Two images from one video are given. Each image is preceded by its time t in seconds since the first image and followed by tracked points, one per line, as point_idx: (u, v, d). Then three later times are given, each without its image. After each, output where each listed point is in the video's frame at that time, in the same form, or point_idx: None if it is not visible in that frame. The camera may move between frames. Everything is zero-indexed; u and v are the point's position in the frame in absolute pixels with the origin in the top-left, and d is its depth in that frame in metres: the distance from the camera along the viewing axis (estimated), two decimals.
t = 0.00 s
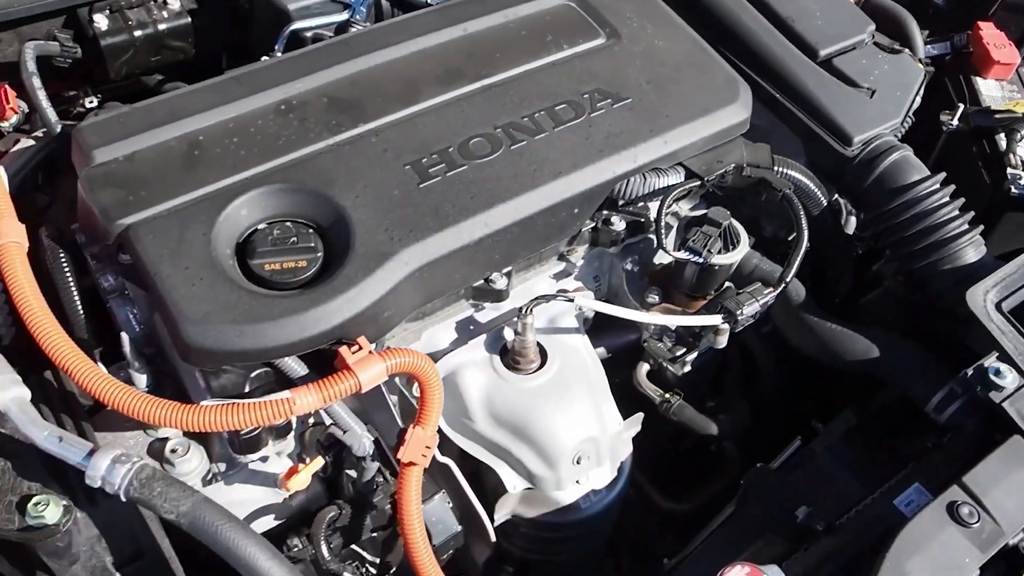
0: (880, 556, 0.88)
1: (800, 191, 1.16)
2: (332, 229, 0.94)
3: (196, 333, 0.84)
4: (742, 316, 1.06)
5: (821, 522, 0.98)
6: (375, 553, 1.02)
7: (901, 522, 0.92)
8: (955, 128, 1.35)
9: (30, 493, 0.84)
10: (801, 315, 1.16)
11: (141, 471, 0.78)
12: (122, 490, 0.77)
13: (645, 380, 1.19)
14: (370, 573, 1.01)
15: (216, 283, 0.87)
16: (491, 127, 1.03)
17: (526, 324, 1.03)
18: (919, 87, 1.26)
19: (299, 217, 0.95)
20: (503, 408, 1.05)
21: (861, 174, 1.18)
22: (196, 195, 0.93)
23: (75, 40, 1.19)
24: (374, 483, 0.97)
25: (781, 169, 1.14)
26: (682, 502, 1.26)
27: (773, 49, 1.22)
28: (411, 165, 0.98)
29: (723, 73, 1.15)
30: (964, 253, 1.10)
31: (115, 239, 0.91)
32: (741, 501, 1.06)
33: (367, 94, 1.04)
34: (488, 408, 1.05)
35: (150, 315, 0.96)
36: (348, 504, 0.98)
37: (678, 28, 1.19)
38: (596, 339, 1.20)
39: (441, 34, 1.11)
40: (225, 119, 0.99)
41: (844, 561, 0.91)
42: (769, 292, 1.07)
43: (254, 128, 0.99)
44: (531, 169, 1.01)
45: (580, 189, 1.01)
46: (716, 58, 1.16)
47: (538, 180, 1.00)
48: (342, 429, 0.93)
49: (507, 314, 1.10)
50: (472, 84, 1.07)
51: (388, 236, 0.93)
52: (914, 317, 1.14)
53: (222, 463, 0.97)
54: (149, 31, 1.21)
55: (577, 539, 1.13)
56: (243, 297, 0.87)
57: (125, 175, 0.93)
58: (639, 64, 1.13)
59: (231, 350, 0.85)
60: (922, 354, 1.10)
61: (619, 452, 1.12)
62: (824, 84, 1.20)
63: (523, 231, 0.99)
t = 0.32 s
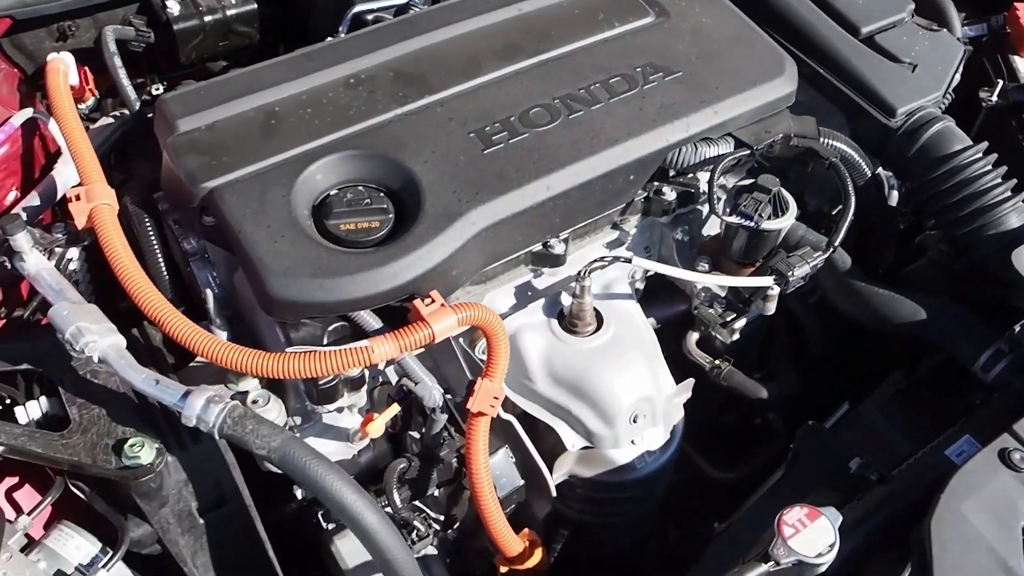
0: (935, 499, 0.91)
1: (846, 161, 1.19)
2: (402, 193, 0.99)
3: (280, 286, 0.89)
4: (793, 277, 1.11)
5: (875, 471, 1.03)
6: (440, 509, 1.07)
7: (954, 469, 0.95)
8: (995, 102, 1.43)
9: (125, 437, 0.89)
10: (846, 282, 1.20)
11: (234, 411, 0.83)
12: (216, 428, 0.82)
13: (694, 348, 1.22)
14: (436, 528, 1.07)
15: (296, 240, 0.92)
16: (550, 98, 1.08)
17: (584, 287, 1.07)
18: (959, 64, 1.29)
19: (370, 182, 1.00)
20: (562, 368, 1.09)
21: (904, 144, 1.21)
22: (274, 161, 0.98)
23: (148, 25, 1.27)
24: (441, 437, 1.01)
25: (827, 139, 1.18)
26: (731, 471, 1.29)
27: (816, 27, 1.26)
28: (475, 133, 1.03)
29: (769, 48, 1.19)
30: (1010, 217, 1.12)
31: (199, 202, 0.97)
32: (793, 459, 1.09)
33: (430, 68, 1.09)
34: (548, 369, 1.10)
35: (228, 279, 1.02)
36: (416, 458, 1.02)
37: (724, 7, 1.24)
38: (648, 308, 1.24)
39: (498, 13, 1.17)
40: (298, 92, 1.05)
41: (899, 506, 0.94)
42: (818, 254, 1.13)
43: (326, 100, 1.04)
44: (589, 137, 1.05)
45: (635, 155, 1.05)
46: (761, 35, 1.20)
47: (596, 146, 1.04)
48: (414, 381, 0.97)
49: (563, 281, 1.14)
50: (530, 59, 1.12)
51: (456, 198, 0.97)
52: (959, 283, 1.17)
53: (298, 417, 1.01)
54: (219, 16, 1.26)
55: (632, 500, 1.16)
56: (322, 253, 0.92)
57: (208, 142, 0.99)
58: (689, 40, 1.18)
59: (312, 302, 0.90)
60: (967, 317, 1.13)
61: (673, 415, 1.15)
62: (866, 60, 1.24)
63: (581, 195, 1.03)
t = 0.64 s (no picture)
0: (956, 475, 0.92)
1: (865, 151, 1.20)
2: (429, 179, 1.02)
3: (312, 267, 0.92)
4: (813, 262, 1.13)
5: (897, 450, 1.02)
6: (466, 495, 1.09)
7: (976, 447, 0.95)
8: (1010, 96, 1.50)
9: (161, 415, 0.91)
10: (867, 268, 1.22)
11: (267, 384, 0.85)
12: (250, 402, 0.84)
13: (715, 337, 1.23)
14: (462, 514, 1.09)
15: (327, 223, 0.95)
16: (572, 88, 1.10)
17: (606, 273, 1.08)
18: (975, 56, 1.31)
19: (397, 169, 1.03)
20: (586, 353, 1.10)
21: (922, 132, 1.23)
22: (305, 149, 1.01)
23: (179, 25, 1.30)
24: (468, 419, 1.02)
25: (846, 129, 1.20)
26: (753, 460, 1.30)
27: (833, 21, 1.28)
28: (500, 122, 1.06)
29: (786, 40, 1.21)
30: None
31: (232, 189, 1.00)
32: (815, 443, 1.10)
33: (455, 60, 1.12)
34: (572, 355, 1.11)
35: (259, 265, 1.05)
36: (443, 440, 1.04)
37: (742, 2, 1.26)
38: (669, 297, 1.25)
39: (521, 8, 1.20)
40: (328, 84, 1.08)
41: (921, 484, 0.95)
42: (839, 239, 1.15)
43: (354, 91, 1.07)
44: (611, 124, 1.07)
45: (656, 143, 1.08)
46: (778, 28, 1.23)
47: (618, 134, 1.06)
48: (442, 360, 0.99)
49: (586, 269, 1.16)
50: (552, 52, 1.14)
51: (482, 183, 1.00)
52: (978, 270, 1.18)
53: (327, 400, 1.03)
54: (248, 17, 1.30)
55: (657, 487, 1.16)
56: (352, 236, 0.94)
57: (240, 131, 1.02)
58: (708, 33, 1.20)
59: (343, 282, 0.92)
60: (987, 302, 1.14)
61: (696, 403, 1.16)
62: (883, 53, 1.26)
63: (604, 181, 1.06)
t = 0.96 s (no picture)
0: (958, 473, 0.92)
1: (860, 159, 1.22)
2: (428, 186, 1.03)
3: (313, 271, 0.93)
4: (811, 266, 1.14)
5: (898, 452, 1.03)
6: (467, 503, 1.09)
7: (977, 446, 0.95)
8: (1004, 106, 1.53)
9: (164, 418, 0.92)
10: (864, 274, 1.23)
11: (269, 385, 0.85)
12: (252, 403, 0.85)
13: (715, 347, 1.24)
14: (465, 521, 1.09)
15: (328, 228, 0.96)
16: (569, 98, 1.13)
17: (605, 279, 1.09)
18: (967, 67, 1.34)
19: (398, 177, 1.04)
20: (585, 359, 1.11)
21: (916, 140, 1.25)
22: (307, 158, 1.02)
23: (183, 45, 1.33)
24: (469, 425, 1.02)
25: (840, 137, 1.21)
26: (755, 471, 1.30)
27: (826, 33, 1.31)
28: (498, 130, 1.07)
29: (779, 52, 1.23)
30: None
31: (235, 197, 1.01)
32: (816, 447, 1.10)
33: (454, 73, 1.14)
34: (572, 362, 1.12)
35: (261, 273, 1.06)
36: (445, 446, 1.04)
37: (735, 16, 1.29)
38: (668, 307, 1.27)
39: (519, 23, 1.22)
40: (329, 95, 1.10)
41: (922, 483, 0.95)
42: (835, 244, 1.15)
43: (355, 102, 1.09)
44: (608, 132, 1.09)
45: (653, 151, 1.09)
46: (771, 41, 1.25)
47: (615, 141, 1.08)
48: (442, 365, 0.99)
49: (584, 277, 1.17)
50: (549, 64, 1.17)
51: (481, 189, 1.01)
52: (974, 276, 1.19)
53: (329, 406, 1.03)
54: (251, 35, 1.32)
55: (659, 496, 1.16)
56: (353, 241, 0.96)
57: (243, 141, 1.04)
58: (703, 44, 1.23)
59: (344, 286, 0.93)
60: (984, 306, 1.14)
61: (697, 410, 1.15)
62: (876, 63, 1.29)
63: (602, 187, 1.07)
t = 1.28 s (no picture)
0: (967, 484, 0.90)
1: (862, 168, 1.21)
2: (424, 198, 1.02)
3: (308, 283, 0.92)
4: (813, 276, 1.12)
5: (906, 464, 1.04)
6: (467, 521, 1.07)
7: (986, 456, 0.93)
8: (1005, 115, 1.52)
9: (157, 432, 0.90)
10: (867, 285, 1.21)
11: (264, 397, 0.84)
12: (246, 415, 0.83)
13: (717, 360, 1.21)
14: (464, 539, 1.06)
15: (324, 240, 0.95)
16: (565, 110, 1.12)
17: (605, 291, 1.08)
18: (967, 76, 1.33)
19: (394, 190, 1.03)
20: (585, 373, 1.09)
21: (918, 149, 1.24)
22: (303, 171, 1.02)
23: (182, 63, 1.33)
24: (468, 440, 1.01)
25: (841, 147, 1.20)
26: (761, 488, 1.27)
27: (824, 44, 1.31)
28: (495, 142, 1.07)
29: (777, 62, 1.23)
30: None
31: (230, 210, 1.00)
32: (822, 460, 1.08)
33: (451, 86, 1.14)
34: (572, 375, 1.10)
35: (257, 287, 1.05)
36: (443, 461, 1.02)
37: (732, 28, 1.29)
38: (669, 320, 1.25)
39: (516, 37, 1.23)
40: (325, 109, 1.10)
41: (931, 494, 0.93)
42: (837, 253, 1.14)
43: (350, 115, 1.09)
44: (606, 142, 1.09)
45: (651, 161, 1.09)
46: (769, 51, 1.25)
47: (612, 152, 1.08)
48: (440, 377, 0.97)
49: (584, 290, 1.15)
50: (545, 76, 1.17)
51: (478, 200, 1.01)
52: (979, 285, 1.18)
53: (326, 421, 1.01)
54: (248, 53, 1.33)
55: (662, 512, 1.14)
56: (349, 254, 0.94)
57: (239, 155, 1.03)
58: (700, 55, 1.23)
59: (339, 298, 0.92)
60: (990, 315, 1.13)
61: (700, 424, 1.14)
62: (876, 73, 1.29)
63: (600, 197, 1.06)
